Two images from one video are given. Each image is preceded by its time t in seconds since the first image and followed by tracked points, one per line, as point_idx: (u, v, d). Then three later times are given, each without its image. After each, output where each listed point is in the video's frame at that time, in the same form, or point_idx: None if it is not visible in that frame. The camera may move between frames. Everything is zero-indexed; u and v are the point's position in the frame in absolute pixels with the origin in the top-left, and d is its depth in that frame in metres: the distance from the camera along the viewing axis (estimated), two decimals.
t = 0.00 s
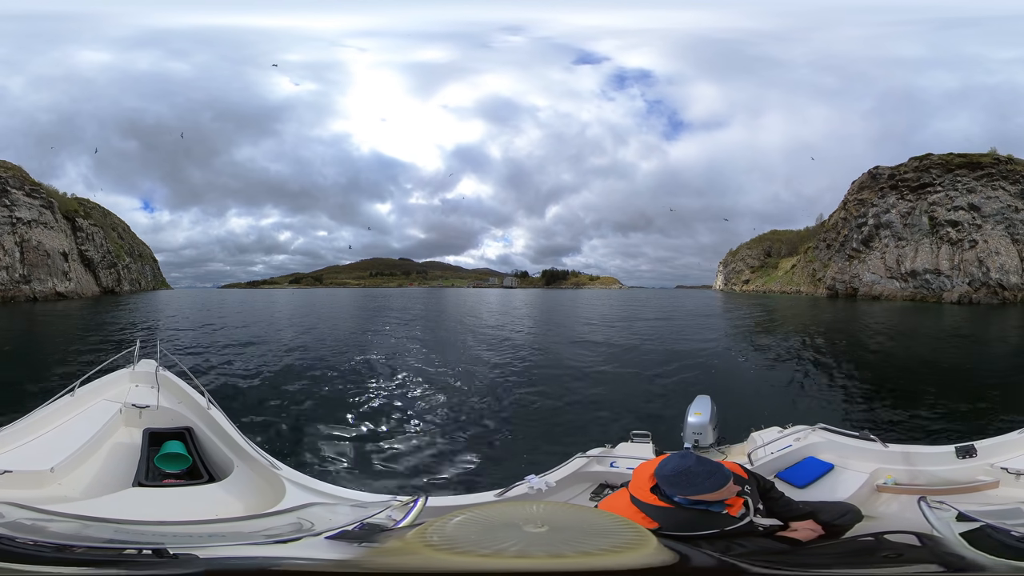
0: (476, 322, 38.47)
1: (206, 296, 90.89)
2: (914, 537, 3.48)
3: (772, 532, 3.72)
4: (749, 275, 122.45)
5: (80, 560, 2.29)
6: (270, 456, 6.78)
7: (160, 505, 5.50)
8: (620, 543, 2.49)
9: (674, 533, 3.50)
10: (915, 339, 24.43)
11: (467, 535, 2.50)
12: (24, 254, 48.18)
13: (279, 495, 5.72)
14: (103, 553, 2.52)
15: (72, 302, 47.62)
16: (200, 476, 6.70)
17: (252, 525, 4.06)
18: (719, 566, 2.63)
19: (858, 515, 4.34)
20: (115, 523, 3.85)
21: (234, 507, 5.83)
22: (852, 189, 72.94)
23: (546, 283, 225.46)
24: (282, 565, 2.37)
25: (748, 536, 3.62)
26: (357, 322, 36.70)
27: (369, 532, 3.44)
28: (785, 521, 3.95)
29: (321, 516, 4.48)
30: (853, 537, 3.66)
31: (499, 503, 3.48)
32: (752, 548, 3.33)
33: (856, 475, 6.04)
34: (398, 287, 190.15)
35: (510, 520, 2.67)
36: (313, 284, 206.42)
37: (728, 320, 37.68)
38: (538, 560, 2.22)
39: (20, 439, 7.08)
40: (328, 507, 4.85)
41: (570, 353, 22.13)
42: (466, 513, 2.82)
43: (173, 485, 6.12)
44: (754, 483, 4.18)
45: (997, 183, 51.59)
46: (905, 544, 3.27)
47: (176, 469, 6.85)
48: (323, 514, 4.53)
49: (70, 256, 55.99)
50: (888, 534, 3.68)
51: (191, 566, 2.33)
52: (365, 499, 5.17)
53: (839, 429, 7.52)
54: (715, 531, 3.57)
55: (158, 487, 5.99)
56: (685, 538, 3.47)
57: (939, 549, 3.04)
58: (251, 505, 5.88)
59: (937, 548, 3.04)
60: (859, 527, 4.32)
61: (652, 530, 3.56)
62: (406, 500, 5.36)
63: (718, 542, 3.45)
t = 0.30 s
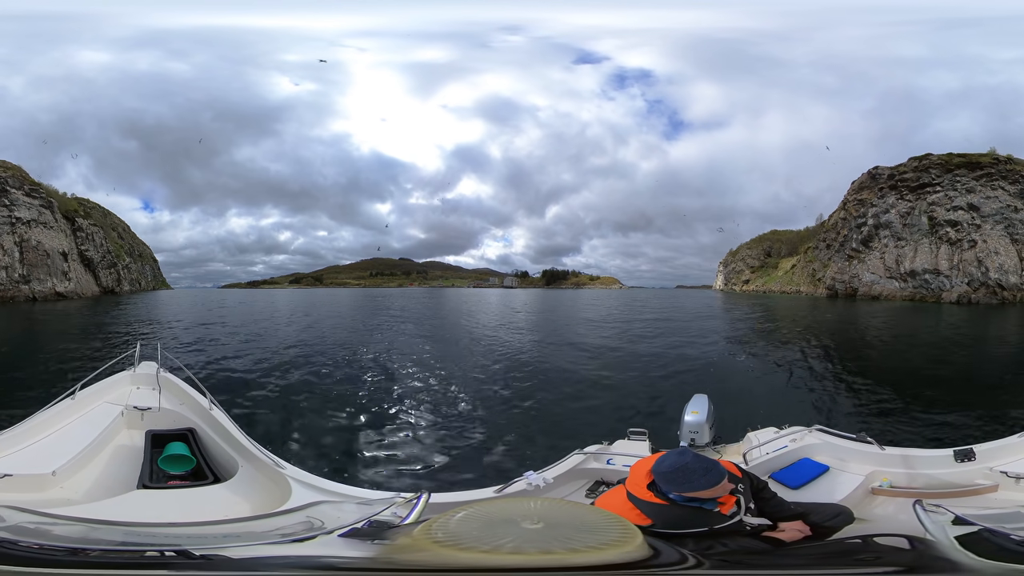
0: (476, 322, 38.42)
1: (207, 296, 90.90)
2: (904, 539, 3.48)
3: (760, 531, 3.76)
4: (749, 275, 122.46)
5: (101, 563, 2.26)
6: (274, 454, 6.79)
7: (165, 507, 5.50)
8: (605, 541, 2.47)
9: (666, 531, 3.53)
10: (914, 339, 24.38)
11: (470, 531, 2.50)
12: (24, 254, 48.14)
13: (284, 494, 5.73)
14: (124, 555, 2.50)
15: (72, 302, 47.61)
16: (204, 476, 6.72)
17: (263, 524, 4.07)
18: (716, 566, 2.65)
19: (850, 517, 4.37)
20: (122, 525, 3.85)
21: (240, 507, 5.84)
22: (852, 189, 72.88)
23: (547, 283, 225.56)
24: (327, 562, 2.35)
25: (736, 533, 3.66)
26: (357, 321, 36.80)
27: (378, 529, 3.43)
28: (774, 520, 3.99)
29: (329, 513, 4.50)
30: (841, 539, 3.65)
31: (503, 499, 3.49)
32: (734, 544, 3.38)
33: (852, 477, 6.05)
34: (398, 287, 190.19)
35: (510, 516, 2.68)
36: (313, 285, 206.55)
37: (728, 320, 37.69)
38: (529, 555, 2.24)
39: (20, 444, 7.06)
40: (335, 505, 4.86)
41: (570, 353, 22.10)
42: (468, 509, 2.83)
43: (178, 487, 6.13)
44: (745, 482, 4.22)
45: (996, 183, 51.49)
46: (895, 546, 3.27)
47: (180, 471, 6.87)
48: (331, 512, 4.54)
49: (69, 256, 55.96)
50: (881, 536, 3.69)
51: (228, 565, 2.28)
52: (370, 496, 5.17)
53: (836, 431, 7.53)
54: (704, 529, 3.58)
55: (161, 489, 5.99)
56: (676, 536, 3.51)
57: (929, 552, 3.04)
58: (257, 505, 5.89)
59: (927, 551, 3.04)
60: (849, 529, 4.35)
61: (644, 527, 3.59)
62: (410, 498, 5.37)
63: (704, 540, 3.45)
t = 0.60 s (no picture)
0: (476, 322, 38.43)
1: (207, 296, 90.96)
2: (900, 538, 3.49)
3: (762, 529, 3.76)
4: (749, 275, 122.46)
5: (83, 565, 2.27)
6: (274, 456, 6.81)
7: (164, 509, 5.51)
8: (614, 539, 2.48)
9: (673, 529, 3.53)
10: (914, 340, 24.31)
11: (475, 531, 2.51)
12: (23, 254, 48.11)
13: (284, 496, 5.74)
14: (113, 557, 2.51)
15: (72, 302, 47.60)
16: (203, 479, 6.72)
17: (262, 526, 4.06)
18: (715, 564, 2.65)
19: (849, 515, 4.34)
20: (118, 527, 3.85)
21: (240, 509, 5.84)
22: (852, 189, 72.74)
23: (547, 283, 225.66)
24: (333, 563, 2.35)
25: (738, 532, 3.66)
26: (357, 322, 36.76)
27: (381, 531, 3.43)
28: (775, 519, 3.99)
29: (331, 515, 4.50)
30: (836, 537, 3.67)
31: (506, 499, 3.50)
32: (737, 543, 3.38)
33: (851, 475, 6.06)
34: (398, 287, 190.18)
35: (515, 516, 2.68)
36: (313, 285, 206.66)
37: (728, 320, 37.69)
38: (544, 555, 2.23)
39: (18, 444, 7.07)
40: (337, 507, 4.86)
41: (571, 353, 22.07)
42: (472, 509, 2.83)
43: (177, 488, 6.14)
44: (750, 480, 4.23)
45: (996, 183, 51.38)
46: (888, 545, 3.28)
47: (179, 472, 6.88)
48: (333, 514, 4.54)
49: (69, 256, 55.96)
50: (873, 535, 3.71)
51: (215, 566, 2.31)
52: (372, 498, 5.18)
53: (834, 428, 7.55)
54: (710, 526, 3.60)
55: (161, 489, 6.01)
56: (682, 534, 3.51)
57: (919, 551, 3.05)
58: (256, 507, 5.89)
59: (918, 550, 3.05)
60: (847, 527, 4.34)
61: (654, 526, 3.59)
62: (413, 498, 5.36)
63: (711, 538, 3.48)
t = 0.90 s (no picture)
0: (475, 322, 38.41)
1: (207, 296, 90.99)
2: (898, 537, 3.48)
3: (764, 528, 3.76)
4: (749, 275, 122.52)
5: (64, 565, 2.27)
6: (272, 458, 6.80)
7: (163, 510, 5.51)
8: (623, 539, 2.49)
9: (676, 529, 3.53)
10: (913, 340, 24.30)
11: (480, 533, 2.51)
12: (22, 254, 48.06)
13: (282, 498, 5.74)
14: (97, 557, 2.52)
15: (71, 302, 47.58)
16: (200, 480, 6.70)
17: (260, 528, 4.06)
18: (712, 562, 2.67)
19: (849, 513, 4.32)
20: (110, 527, 3.85)
21: (238, 510, 5.83)
22: (852, 189, 72.66)
23: (547, 283, 225.72)
24: (324, 566, 2.32)
25: (741, 531, 3.66)
26: (356, 322, 36.72)
27: (382, 533, 3.43)
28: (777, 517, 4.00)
29: (331, 518, 4.49)
30: (838, 535, 3.67)
31: (508, 502, 3.49)
32: (741, 542, 3.38)
33: (851, 473, 6.06)
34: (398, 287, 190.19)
35: (519, 518, 2.67)
36: (313, 285, 206.75)
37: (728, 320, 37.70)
38: (560, 555, 2.22)
39: (16, 443, 7.07)
40: (337, 509, 4.86)
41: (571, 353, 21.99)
42: (476, 511, 2.82)
43: (176, 488, 6.14)
44: (754, 479, 4.23)
45: (995, 183, 51.40)
46: (885, 543, 3.28)
47: (176, 473, 6.86)
48: (332, 517, 4.53)
49: (68, 256, 55.96)
50: (871, 534, 3.69)
51: (194, 567, 2.31)
52: (373, 500, 5.17)
53: (834, 427, 7.55)
54: (714, 526, 3.60)
55: (160, 490, 6.01)
56: (686, 534, 3.51)
57: (915, 548, 3.05)
58: (254, 509, 5.88)
59: (913, 548, 3.04)
60: (847, 525, 4.33)
61: (657, 526, 3.59)
62: (414, 500, 5.35)
63: (716, 538, 3.48)
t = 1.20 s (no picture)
0: (476, 322, 38.40)
1: (207, 296, 90.98)
2: (900, 537, 3.47)
3: (764, 528, 3.76)
4: (749, 275, 122.50)
5: (65, 564, 2.27)
6: (271, 457, 6.79)
7: (162, 508, 5.53)
8: (623, 539, 2.49)
9: (674, 530, 3.53)
10: (913, 340, 24.22)
11: (477, 532, 2.51)
12: (21, 254, 48.02)
13: (281, 498, 5.74)
14: (97, 556, 2.52)
15: (70, 302, 47.55)
16: (199, 479, 6.70)
17: (257, 528, 4.06)
18: (709, 560, 2.66)
19: (850, 513, 4.31)
20: (109, 526, 3.86)
21: (236, 509, 5.83)
22: (852, 189, 72.56)
23: (547, 283, 225.94)
24: (320, 565, 2.31)
25: (741, 532, 3.66)
26: (356, 322, 36.70)
27: (379, 533, 3.42)
28: (777, 517, 4.00)
29: (329, 518, 4.48)
30: (840, 535, 3.66)
31: (506, 501, 3.49)
32: (740, 543, 3.36)
33: (852, 474, 6.04)
34: (398, 287, 190.19)
35: (518, 519, 2.67)
36: (314, 285, 206.87)
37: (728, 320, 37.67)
38: (554, 555, 2.23)
39: (15, 442, 7.07)
40: (334, 509, 4.86)
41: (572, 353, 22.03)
42: (473, 511, 2.82)
43: (175, 487, 6.14)
44: (751, 479, 4.23)
45: (994, 183, 51.35)
46: (889, 543, 3.26)
47: (175, 472, 6.86)
48: (330, 516, 4.52)
49: (68, 256, 55.94)
50: (874, 534, 3.68)
51: (195, 567, 2.31)
52: (371, 500, 5.18)
53: (833, 426, 7.56)
54: (712, 527, 3.60)
55: (159, 489, 6.01)
56: (684, 535, 3.50)
57: (918, 549, 3.03)
58: (252, 508, 5.87)
59: (916, 548, 3.02)
60: (848, 526, 4.32)
61: (655, 527, 3.60)
62: (413, 500, 5.36)
63: (715, 538, 3.48)
